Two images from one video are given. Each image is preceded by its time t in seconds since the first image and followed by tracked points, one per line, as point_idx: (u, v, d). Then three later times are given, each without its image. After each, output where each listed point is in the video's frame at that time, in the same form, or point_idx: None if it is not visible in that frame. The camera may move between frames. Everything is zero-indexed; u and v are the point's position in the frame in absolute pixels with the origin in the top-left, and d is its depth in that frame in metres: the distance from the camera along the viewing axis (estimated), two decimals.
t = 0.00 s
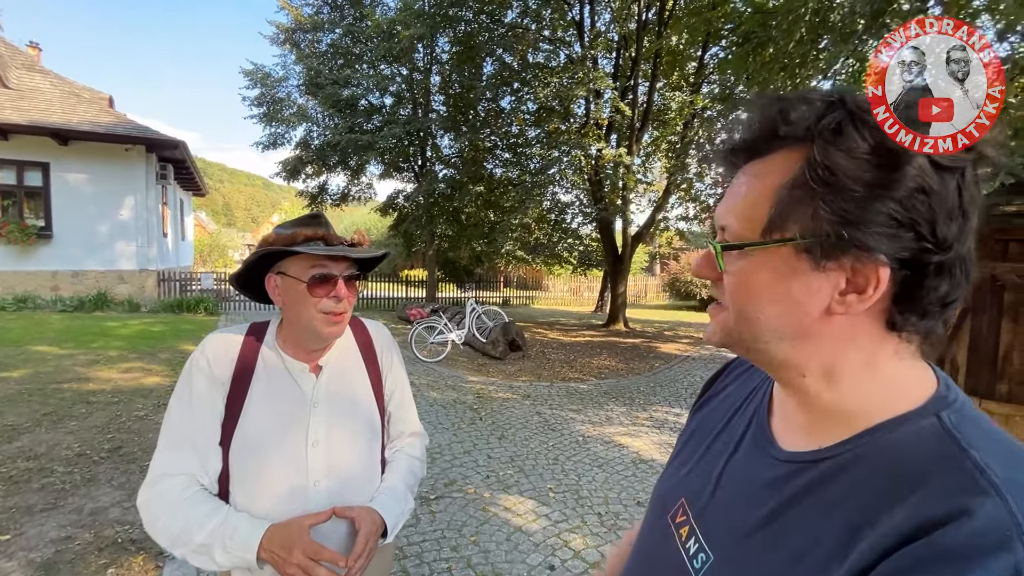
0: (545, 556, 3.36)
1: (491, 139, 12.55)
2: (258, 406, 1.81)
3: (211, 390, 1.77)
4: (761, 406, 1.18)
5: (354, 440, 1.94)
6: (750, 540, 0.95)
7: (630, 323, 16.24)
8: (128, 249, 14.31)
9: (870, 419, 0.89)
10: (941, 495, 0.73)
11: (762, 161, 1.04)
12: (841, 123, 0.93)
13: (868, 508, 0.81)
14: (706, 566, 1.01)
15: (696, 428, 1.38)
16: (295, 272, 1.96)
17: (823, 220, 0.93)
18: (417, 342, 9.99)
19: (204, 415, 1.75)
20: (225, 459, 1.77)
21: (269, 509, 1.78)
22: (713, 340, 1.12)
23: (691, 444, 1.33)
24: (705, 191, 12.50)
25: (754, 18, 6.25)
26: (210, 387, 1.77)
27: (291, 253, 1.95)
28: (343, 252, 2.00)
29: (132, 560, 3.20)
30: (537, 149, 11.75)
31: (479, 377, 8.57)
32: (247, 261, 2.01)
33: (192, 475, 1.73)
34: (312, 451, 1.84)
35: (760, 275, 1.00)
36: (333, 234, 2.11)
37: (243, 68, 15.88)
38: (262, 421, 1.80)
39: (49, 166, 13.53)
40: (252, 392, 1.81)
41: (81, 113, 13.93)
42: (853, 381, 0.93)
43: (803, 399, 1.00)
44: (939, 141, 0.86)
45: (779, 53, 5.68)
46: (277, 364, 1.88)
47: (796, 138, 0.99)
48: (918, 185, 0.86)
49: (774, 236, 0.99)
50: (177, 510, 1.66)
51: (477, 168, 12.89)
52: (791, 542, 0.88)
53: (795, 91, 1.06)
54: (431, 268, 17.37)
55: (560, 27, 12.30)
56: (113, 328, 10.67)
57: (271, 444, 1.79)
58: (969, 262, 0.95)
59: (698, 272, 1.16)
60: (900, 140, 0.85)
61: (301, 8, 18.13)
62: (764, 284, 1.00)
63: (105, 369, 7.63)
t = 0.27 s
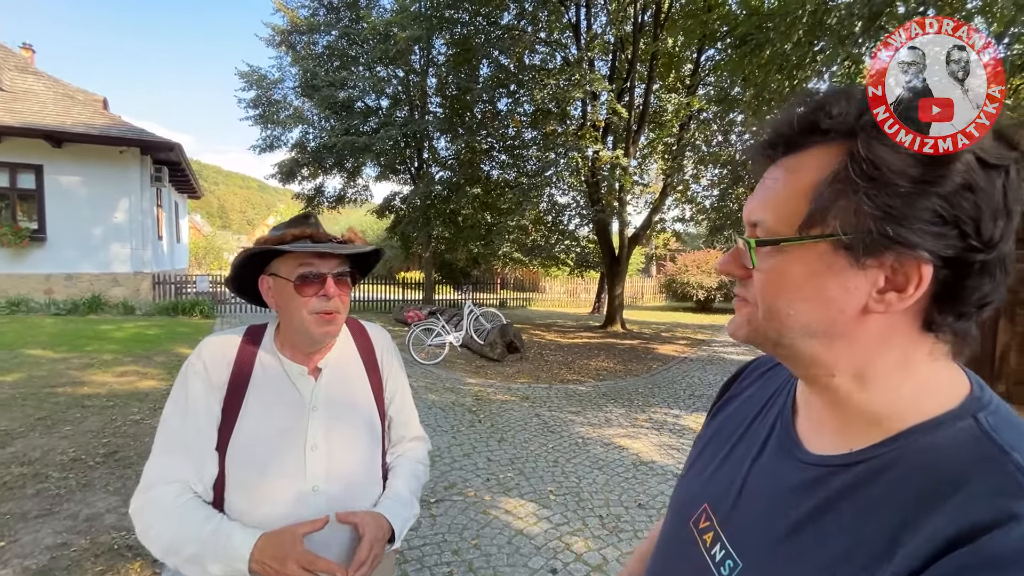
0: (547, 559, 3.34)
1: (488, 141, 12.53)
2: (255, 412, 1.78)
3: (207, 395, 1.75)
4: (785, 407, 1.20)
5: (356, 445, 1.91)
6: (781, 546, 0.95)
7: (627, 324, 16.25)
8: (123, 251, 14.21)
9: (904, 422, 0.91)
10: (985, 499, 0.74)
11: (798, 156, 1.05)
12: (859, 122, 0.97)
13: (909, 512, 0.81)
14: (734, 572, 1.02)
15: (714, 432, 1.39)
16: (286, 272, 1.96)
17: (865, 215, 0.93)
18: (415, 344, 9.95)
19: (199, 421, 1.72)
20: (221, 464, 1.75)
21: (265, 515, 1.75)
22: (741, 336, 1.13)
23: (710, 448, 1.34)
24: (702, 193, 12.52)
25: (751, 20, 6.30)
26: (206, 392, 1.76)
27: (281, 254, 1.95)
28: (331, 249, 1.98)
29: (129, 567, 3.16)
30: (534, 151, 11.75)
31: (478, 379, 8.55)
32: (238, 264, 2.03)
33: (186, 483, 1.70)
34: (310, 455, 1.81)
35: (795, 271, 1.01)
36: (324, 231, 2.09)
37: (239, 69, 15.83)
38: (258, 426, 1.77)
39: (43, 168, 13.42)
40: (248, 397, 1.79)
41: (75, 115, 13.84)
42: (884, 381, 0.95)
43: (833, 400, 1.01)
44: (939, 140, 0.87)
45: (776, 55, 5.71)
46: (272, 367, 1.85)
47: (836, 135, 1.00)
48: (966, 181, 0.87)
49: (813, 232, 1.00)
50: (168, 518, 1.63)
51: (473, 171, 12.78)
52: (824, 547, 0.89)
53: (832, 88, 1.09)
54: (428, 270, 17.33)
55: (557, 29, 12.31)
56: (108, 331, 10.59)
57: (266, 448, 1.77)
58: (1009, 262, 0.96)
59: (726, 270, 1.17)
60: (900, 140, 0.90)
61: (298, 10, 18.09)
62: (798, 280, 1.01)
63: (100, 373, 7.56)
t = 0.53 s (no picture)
0: (546, 560, 3.33)
1: (483, 141, 12.50)
2: (242, 414, 1.76)
3: (190, 395, 1.72)
4: (793, 406, 1.20)
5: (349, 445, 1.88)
6: (795, 547, 0.95)
7: (623, 324, 16.26)
8: (116, 252, 14.10)
9: (919, 420, 0.92)
10: (1007, 499, 0.74)
11: (817, 148, 1.05)
12: (864, 120, 0.99)
13: (926, 512, 0.81)
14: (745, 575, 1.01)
15: (720, 432, 1.39)
16: (261, 271, 1.94)
17: (886, 210, 0.94)
18: (411, 344, 9.92)
19: (182, 421, 1.69)
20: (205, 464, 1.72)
21: (250, 514, 1.74)
22: (753, 338, 1.14)
23: (717, 447, 1.33)
24: (697, 193, 12.56)
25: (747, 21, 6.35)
26: (190, 392, 1.72)
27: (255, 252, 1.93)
28: (302, 244, 1.92)
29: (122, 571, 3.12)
30: (530, 151, 11.75)
31: (474, 379, 8.53)
32: (220, 256, 2.06)
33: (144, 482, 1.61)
34: (297, 457, 1.78)
35: (812, 267, 1.01)
36: (303, 225, 2.03)
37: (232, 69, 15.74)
38: (245, 427, 1.75)
39: (33, 169, 13.29)
40: (234, 400, 1.76)
41: (67, 115, 13.71)
42: (899, 380, 0.95)
43: (846, 399, 1.02)
44: (939, 141, 0.88)
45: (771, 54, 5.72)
46: (261, 368, 1.82)
47: (857, 127, 1.00)
48: (990, 177, 0.87)
49: (831, 226, 1.00)
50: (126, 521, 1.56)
51: (469, 171, 12.75)
52: (840, 549, 0.89)
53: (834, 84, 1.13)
54: (424, 270, 17.30)
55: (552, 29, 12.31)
56: (101, 333, 10.49)
57: (252, 450, 1.74)
58: None
59: (739, 265, 1.17)
60: (900, 140, 0.93)
61: (291, 10, 18.00)
62: (815, 276, 1.01)
63: (93, 375, 7.48)
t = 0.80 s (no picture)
0: (541, 560, 3.33)
1: (477, 141, 12.48)
2: (227, 419, 1.74)
3: (168, 402, 1.71)
4: (784, 402, 1.21)
5: (339, 446, 1.87)
6: (788, 543, 0.95)
7: (618, 324, 16.29)
8: (107, 253, 13.97)
9: (910, 417, 0.94)
10: (999, 492, 0.75)
11: (835, 139, 1.07)
12: (874, 115, 1.03)
13: (918, 505, 0.83)
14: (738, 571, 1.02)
15: (710, 429, 1.39)
16: (240, 275, 1.93)
17: (910, 200, 0.96)
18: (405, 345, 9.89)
19: (161, 428, 1.68)
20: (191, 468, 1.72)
21: (235, 520, 1.73)
22: (751, 336, 1.14)
23: (707, 445, 1.34)
24: (690, 193, 12.59)
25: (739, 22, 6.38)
26: (168, 398, 1.71)
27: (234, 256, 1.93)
28: (279, 247, 1.90)
29: None
30: (524, 151, 11.74)
31: (469, 380, 8.51)
32: (200, 262, 2.05)
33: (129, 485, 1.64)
34: (283, 461, 1.77)
35: (832, 258, 1.01)
36: (282, 227, 2.01)
37: (224, 69, 15.65)
38: (229, 432, 1.74)
39: (22, 169, 13.15)
40: (217, 404, 1.74)
41: (56, 115, 13.57)
42: (891, 378, 0.97)
43: (840, 397, 1.03)
44: (939, 141, 0.94)
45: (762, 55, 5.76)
46: (246, 374, 1.80)
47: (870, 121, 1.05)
48: (1001, 174, 0.94)
49: (851, 217, 1.00)
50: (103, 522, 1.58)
51: (463, 171, 12.75)
52: (833, 544, 0.89)
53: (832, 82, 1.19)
54: (418, 271, 17.25)
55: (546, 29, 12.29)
56: (91, 335, 10.38)
57: (236, 455, 1.73)
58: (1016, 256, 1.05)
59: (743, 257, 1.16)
60: (900, 140, 0.98)
61: (284, 9, 17.90)
62: (833, 267, 1.01)
63: (84, 378, 7.41)
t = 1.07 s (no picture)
0: (536, 557, 3.34)
1: (471, 140, 12.44)
2: (224, 415, 1.74)
3: (161, 400, 1.70)
4: (776, 394, 1.22)
5: (336, 441, 1.87)
6: (787, 531, 0.95)
7: (612, 322, 16.34)
8: (97, 253, 13.83)
9: (903, 402, 0.96)
10: (991, 473, 0.77)
11: (832, 130, 1.08)
12: (869, 110, 1.04)
13: (913, 489, 0.84)
14: (737, 562, 1.01)
15: (703, 422, 1.40)
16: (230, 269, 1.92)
17: (908, 188, 0.97)
18: (400, 344, 9.86)
19: (157, 427, 1.67)
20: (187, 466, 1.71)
21: (231, 517, 1.72)
22: (754, 322, 1.13)
23: (701, 439, 1.34)
24: (684, 191, 12.64)
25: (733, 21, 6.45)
26: (161, 397, 1.70)
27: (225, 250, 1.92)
28: (268, 241, 1.89)
29: None
30: (518, 149, 11.73)
31: (464, 378, 8.51)
32: (193, 256, 2.04)
33: (132, 485, 1.64)
34: (276, 457, 1.75)
35: (831, 245, 1.01)
36: (272, 221, 2.00)
37: (216, 67, 15.51)
38: (222, 429, 1.72)
39: (11, 168, 12.98)
40: (211, 401, 1.74)
41: (45, 112, 13.40)
42: (884, 367, 0.99)
43: (834, 386, 1.05)
44: (939, 140, 0.96)
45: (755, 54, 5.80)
46: (238, 371, 1.79)
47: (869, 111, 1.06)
48: (991, 165, 0.97)
49: (850, 206, 1.01)
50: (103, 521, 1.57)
51: (457, 169, 12.73)
52: (831, 530, 0.90)
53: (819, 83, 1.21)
54: (413, 270, 17.21)
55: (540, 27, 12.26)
56: (82, 335, 10.27)
57: (230, 452, 1.72)
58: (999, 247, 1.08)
59: (741, 248, 1.15)
60: (900, 139, 0.98)
61: (276, 6, 17.76)
62: (832, 255, 1.01)
63: (75, 378, 7.34)
